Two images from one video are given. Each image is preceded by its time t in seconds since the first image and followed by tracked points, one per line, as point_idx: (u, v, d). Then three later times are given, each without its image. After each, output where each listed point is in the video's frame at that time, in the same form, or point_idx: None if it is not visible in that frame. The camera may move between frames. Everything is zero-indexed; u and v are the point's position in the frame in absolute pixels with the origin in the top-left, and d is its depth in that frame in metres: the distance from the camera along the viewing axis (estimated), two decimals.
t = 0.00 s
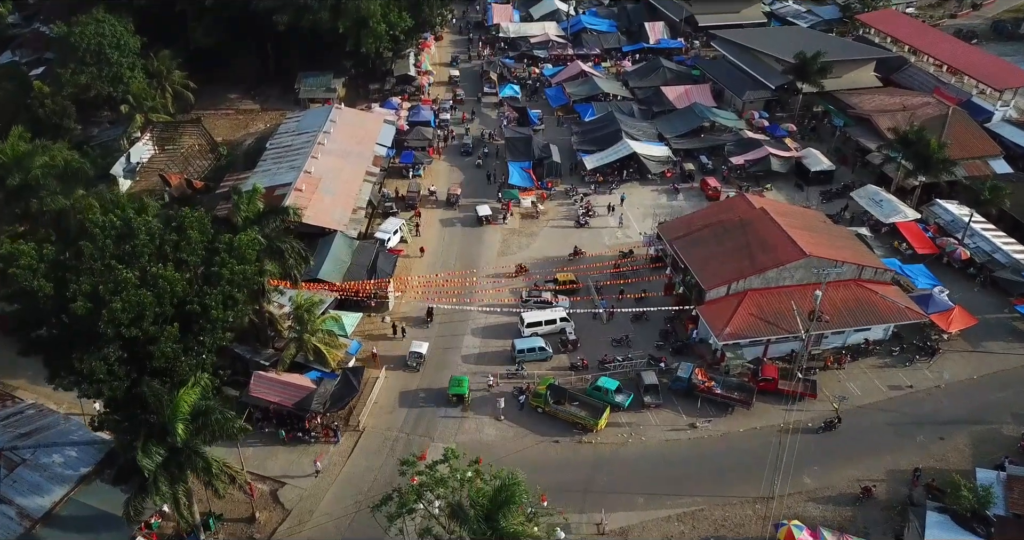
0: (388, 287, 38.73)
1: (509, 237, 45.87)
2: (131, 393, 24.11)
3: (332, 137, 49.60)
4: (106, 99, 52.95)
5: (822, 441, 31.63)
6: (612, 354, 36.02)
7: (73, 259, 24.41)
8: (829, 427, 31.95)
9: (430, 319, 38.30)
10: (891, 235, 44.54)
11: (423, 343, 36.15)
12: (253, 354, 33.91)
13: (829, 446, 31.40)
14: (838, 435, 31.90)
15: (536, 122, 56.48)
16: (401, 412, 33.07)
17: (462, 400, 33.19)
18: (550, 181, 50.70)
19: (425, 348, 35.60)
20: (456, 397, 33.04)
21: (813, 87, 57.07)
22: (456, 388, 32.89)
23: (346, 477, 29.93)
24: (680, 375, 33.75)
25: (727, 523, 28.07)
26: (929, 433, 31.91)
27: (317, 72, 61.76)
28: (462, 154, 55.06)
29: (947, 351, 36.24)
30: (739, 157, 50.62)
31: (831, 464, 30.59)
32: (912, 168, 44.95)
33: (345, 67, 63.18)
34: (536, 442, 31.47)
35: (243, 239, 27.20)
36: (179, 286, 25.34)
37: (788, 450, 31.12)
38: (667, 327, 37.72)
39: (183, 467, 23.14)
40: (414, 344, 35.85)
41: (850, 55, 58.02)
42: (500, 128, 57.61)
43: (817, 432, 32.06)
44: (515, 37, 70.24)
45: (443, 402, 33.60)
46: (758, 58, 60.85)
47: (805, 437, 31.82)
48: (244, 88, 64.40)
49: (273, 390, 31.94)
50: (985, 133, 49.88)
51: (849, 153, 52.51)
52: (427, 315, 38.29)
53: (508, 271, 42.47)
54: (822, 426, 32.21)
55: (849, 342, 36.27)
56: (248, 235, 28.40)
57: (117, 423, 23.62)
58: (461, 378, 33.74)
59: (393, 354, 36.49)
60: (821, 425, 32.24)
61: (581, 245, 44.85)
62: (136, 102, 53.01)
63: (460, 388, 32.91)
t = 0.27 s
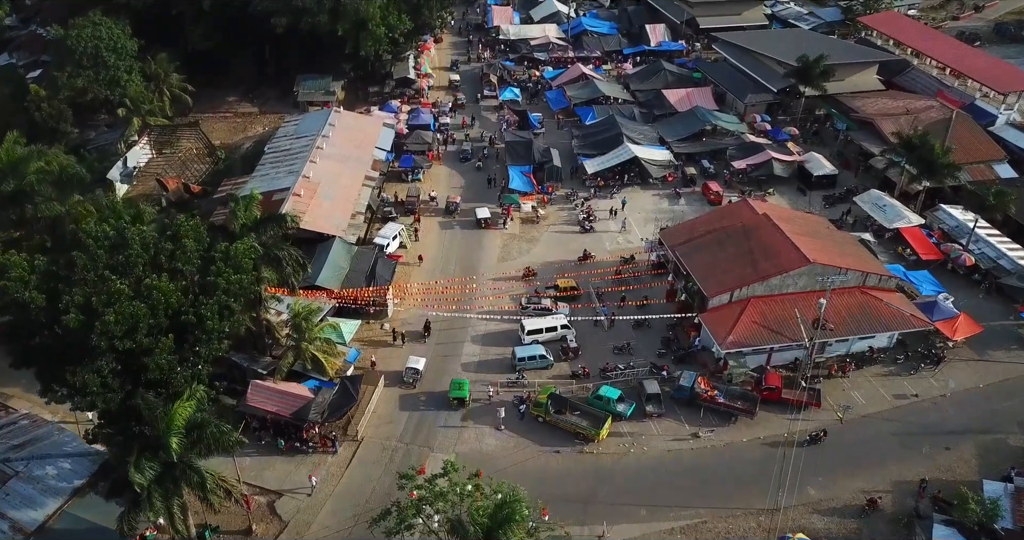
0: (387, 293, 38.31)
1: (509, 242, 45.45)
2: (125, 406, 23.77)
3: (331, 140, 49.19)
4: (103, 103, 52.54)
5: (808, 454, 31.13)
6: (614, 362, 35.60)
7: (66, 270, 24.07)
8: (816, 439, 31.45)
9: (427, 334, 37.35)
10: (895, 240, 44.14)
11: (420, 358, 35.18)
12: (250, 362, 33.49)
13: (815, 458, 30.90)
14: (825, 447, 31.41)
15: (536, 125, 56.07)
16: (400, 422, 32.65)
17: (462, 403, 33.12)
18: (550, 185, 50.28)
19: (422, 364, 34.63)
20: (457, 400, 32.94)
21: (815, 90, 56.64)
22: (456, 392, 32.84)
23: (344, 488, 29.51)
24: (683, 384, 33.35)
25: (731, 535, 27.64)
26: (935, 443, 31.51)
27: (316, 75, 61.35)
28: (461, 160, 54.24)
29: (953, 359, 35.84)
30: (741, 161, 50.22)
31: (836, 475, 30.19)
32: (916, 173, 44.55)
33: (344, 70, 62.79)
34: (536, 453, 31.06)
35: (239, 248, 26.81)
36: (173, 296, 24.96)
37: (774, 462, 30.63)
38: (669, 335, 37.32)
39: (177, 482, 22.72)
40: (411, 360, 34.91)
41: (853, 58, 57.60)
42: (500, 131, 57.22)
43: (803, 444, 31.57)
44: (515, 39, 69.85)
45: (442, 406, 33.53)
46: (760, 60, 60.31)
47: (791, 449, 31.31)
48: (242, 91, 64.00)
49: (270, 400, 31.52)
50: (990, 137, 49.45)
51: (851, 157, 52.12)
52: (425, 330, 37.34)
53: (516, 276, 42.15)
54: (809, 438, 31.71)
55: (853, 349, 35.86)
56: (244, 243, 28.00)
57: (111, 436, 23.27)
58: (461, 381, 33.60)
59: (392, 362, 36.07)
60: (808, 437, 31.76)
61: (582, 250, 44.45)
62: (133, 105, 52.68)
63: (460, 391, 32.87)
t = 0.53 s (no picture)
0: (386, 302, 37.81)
1: (510, 248, 44.98)
2: (118, 421, 23.35)
3: (329, 145, 48.72)
4: (99, 106, 52.08)
5: (792, 470, 30.44)
6: (615, 372, 35.15)
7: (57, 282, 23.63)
8: (800, 454, 30.76)
9: (423, 351, 36.27)
10: (900, 246, 43.67)
11: (416, 377, 34.15)
12: (247, 372, 33.05)
13: (799, 474, 30.19)
14: (809, 463, 30.71)
15: (537, 129, 55.62)
16: (399, 433, 32.18)
17: (463, 407, 33.11)
18: (551, 190, 49.82)
19: (417, 383, 33.63)
20: (459, 404, 32.94)
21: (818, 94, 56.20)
22: (457, 395, 32.80)
23: (343, 502, 29.02)
24: (686, 394, 32.89)
25: None
26: (942, 454, 31.05)
27: (315, 78, 60.89)
28: (462, 168, 53.32)
29: (959, 369, 35.37)
30: (743, 166, 49.76)
31: (842, 487, 29.72)
32: (920, 179, 44.10)
33: (343, 73, 62.34)
34: (537, 465, 30.60)
35: (235, 257, 26.36)
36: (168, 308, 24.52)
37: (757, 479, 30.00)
38: (671, 343, 36.86)
39: (171, 499, 22.21)
40: (407, 379, 33.90)
41: (856, 61, 57.14)
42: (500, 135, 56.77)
43: (786, 459, 30.91)
44: (516, 42, 69.43)
45: (443, 409, 33.43)
46: (762, 64, 60.00)
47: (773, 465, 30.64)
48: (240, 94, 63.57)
49: (268, 410, 31.06)
50: (995, 142, 48.95)
51: (854, 162, 51.68)
52: (421, 347, 36.29)
53: (526, 280, 41.98)
54: (792, 453, 31.04)
55: (858, 359, 35.41)
56: (240, 253, 27.56)
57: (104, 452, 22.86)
58: (462, 384, 33.64)
59: (391, 371, 35.60)
60: (791, 452, 31.08)
61: (584, 256, 44.00)
62: (130, 109, 51.98)
63: (461, 395, 32.81)
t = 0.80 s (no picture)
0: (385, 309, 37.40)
1: (510, 253, 44.62)
2: (113, 433, 23.05)
3: (329, 148, 48.35)
4: (97, 110, 51.71)
5: (775, 483, 29.92)
6: (617, 380, 34.78)
7: (51, 293, 23.36)
8: (783, 467, 30.24)
9: (420, 367, 35.39)
10: (903, 251, 43.30)
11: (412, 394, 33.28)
12: (244, 380, 32.68)
13: (781, 488, 29.67)
14: (792, 476, 30.19)
15: (537, 132, 55.27)
16: (398, 442, 31.80)
17: (464, 409, 33.01)
18: (552, 194, 49.47)
19: (413, 401, 32.76)
20: (459, 405, 32.86)
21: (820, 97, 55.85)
22: (458, 396, 32.71)
23: (341, 513, 28.62)
24: (688, 402, 32.50)
25: None
26: (948, 464, 30.67)
27: (314, 81, 60.53)
28: (461, 174, 52.53)
29: (964, 376, 35.01)
30: (745, 170, 49.40)
31: (847, 498, 29.34)
32: (924, 183, 43.77)
33: (342, 76, 61.97)
34: (539, 475, 30.22)
35: (232, 266, 26.01)
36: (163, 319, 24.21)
37: (739, 493, 29.51)
38: (673, 350, 36.51)
39: (166, 513, 21.86)
40: (403, 395, 33.04)
41: (858, 64, 56.80)
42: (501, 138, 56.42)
43: (769, 473, 30.40)
44: (516, 44, 69.11)
45: (445, 411, 33.38)
46: (764, 66, 59.66)
47: (755, 479, 30.14)
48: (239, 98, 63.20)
49: (265, 420, 30.66)
50: (999, 146, 48.59)
51: (857, 165, 51.32)
52: (418, 364, 35.32)
53: (535, 282, 41.91)
54: (775, 467, 30.54)
55: (862, 366, 35.04)
56: (237, 262, 27.20)
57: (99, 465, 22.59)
58: (463, 386, 33.48)
59: (391, 379, 35.21)
60: (774, 466, 30.57)
61: (584, 262, 43.65)
62: (128, 112, 51.54)
63: (462, 397, 32.71)
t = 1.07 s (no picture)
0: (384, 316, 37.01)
1: (511, 258, 44.27)
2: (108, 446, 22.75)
3: (328, 152, 48.00)
4: (94, 113, 51.34)
5: (760, 495, 29.49)
6: (619, 387, 34.42)
7: (46, 304, 23.15)
8: (769, 479, 29.79)
9: (417, 384, 34.47)
10: (907, 256, 42.96)
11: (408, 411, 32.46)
12: (242, 388, 32.31)
13: (766, 501, 29.23)
14: (778, 489, 29.72)
15: (538, 136, 54.91)
16: (397, 451, 31.45)
17: (466, 410, 32.99)
18: (552, 198, 49.13)
19: (409, 419, 31.93)
20: (460, 407, 32.82)
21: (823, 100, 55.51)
22: (460, 398, 32.69)
23: (340, 523, 28.27)
24: (690, 411, 32.13)
25: None
26: (953, 473, 30.34)
27: (313, 84, 60.15)
28: (460, 181, 51.95)
29: (969, 384, 34.68)
30: (747, 174, 49.06)
31: (852, 508, 28.98)
32: (927, 188, 43.45)
33: (341, 79, 61.63)
34: (540, 484, 29.86)
35: (229, 275, 25.64)
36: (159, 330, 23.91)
37: (724, 505, 29.05)
38: (675, 358, 36.16)
39: (162, 527, 21.53)
40: (399, 412, 32.24)
41: (861, 66, 56.47)
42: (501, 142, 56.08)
43: (754, 484, 29.96)
44: (516, 46, 68.76)
45: (445, 412, 33.37)
46: (765, 69, 59.31)
47: (740, 491, 29.68)
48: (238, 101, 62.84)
49: (263, 429, 30.29)
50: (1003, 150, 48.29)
51: (860, 169, 50.98)
52: (414, 380, 34.47)
53: (545, 284, 41.84)
54: (761, 478, 30.10)
55: (866, 374, 34.69)
56: (234, 270, 26.83)
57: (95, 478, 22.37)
58: (464, 388, 33.53)
59: (390, 386, 34.84)
60: (760, 477, 30.13)
61: (585, 267, 43.30)
62: (125, 115, 51.20)
63: (464, 399, 32.69)
